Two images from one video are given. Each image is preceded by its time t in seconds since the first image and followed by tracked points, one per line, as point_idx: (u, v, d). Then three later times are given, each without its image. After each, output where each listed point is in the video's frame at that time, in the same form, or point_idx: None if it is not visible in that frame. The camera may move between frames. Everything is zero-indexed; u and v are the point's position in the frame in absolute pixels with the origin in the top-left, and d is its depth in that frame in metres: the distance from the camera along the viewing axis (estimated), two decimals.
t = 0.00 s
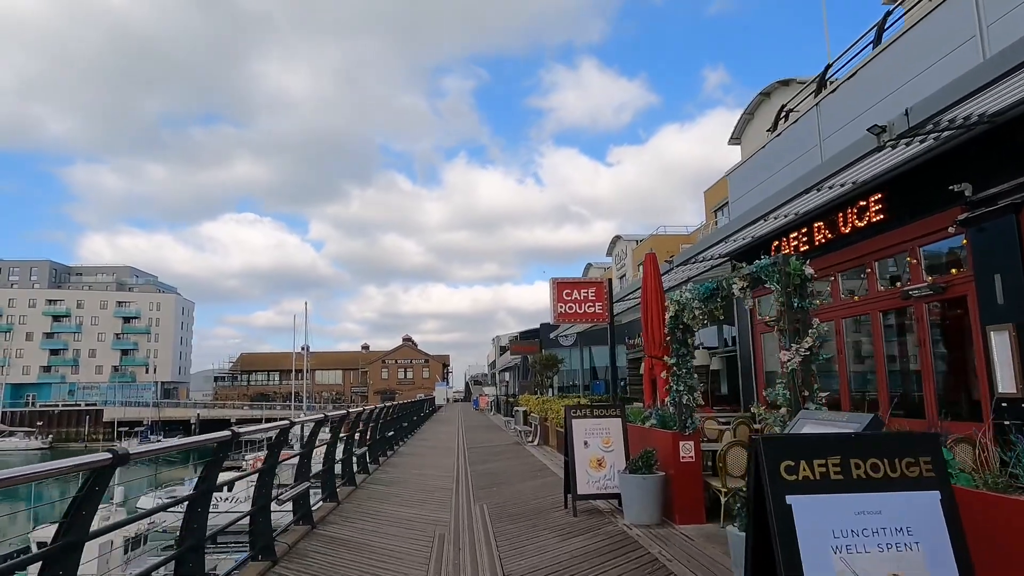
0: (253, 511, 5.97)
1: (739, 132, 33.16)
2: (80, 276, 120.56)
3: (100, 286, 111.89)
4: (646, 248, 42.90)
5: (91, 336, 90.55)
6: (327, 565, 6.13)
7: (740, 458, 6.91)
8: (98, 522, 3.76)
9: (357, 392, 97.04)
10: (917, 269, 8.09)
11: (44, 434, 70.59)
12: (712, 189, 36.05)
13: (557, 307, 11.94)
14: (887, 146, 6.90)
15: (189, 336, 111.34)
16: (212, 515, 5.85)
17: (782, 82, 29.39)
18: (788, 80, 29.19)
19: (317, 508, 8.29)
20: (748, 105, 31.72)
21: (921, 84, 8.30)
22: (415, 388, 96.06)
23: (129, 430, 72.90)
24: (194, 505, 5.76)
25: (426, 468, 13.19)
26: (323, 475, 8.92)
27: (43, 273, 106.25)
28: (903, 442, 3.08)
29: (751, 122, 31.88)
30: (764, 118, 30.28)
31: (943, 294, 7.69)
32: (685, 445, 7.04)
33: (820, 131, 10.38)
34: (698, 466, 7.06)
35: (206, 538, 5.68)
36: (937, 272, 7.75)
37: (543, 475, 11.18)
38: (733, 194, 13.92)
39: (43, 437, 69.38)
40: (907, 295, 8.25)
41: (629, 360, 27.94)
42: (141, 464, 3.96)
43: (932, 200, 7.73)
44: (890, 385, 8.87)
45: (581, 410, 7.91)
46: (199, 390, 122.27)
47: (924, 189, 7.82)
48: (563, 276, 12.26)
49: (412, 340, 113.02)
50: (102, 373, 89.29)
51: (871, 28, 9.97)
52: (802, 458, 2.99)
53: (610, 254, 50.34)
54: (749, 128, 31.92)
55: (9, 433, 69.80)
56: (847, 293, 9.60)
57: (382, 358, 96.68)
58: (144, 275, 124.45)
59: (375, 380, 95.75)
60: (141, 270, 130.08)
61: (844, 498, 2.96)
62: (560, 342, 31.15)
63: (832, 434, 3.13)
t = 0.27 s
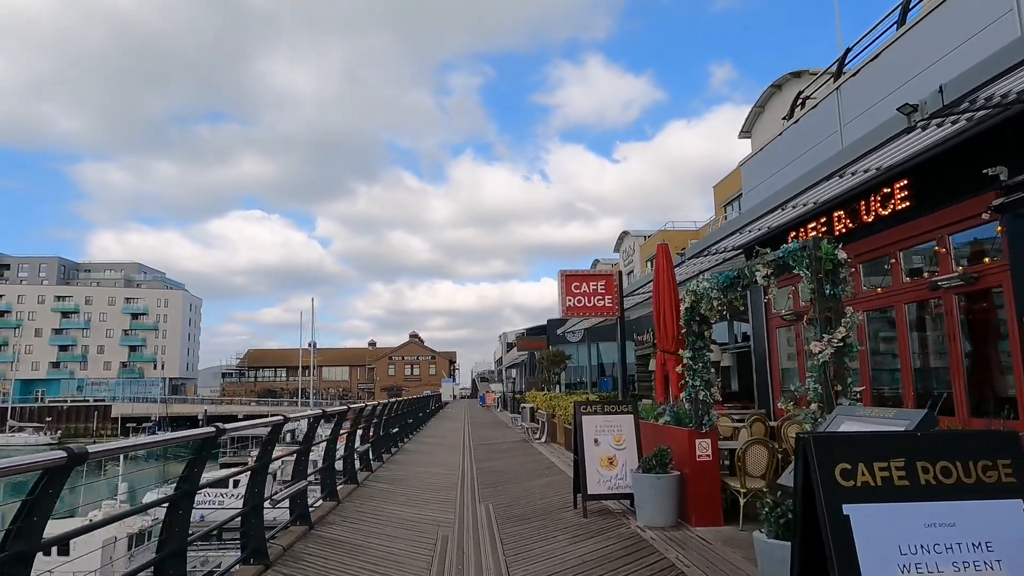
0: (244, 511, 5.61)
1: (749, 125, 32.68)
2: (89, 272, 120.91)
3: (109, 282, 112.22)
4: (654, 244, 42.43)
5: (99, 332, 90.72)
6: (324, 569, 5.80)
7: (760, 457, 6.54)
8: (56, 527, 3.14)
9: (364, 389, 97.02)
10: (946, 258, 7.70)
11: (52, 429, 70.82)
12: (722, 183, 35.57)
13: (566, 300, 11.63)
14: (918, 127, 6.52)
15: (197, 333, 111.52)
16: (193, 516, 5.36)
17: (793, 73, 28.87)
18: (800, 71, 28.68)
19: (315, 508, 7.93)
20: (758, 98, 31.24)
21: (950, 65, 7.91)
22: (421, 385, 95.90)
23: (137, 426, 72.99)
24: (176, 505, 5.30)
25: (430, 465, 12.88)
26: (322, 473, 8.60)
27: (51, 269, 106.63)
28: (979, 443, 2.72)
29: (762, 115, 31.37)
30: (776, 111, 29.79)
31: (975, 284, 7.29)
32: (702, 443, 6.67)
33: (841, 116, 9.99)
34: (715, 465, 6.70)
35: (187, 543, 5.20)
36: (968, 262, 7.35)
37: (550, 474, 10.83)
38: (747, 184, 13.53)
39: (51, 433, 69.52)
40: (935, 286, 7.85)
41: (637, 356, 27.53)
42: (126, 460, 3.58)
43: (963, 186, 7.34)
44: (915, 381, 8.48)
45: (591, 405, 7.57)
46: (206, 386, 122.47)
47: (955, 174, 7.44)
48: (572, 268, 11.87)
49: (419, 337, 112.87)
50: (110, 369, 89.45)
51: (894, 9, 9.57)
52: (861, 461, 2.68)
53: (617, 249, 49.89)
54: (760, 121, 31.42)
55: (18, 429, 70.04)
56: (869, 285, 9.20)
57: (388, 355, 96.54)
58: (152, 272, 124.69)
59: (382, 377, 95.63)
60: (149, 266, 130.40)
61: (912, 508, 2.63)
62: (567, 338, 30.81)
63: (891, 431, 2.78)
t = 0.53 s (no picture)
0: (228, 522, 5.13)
1: (756, 119, 32.23)
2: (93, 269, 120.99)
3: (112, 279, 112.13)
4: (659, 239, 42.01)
5: (103, 328, 90.69)
6: None
7: (777, 461, 6.14)
8: None
9: (367, 385, 96.86)
10: (973, 251, 7.30)
11: (57, 426, 70.76)
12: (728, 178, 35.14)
13: (570, 296, 11.24)
14: (948, 110, 6.12)
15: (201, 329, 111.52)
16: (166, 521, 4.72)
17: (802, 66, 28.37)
18: (808, 64, 28.22)
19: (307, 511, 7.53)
20: (765, 91, 30.78)
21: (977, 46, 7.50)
22: (425, 381, 95.69)
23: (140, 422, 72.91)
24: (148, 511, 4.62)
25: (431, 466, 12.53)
26: (317, 476, 8.24)
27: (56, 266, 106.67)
28: None
29: (769, 108, 30.89)
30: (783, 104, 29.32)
31: (1005, 278, 6.85)
32: (715, 446, 6.30)
33: (858, 103, 9.58)
34: (730, 470, 6.33)
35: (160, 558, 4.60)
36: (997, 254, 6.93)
37: (554, 475, 10.46)
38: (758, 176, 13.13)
39: (55, 429, 69.48)
40: (961, 280, 7.43)
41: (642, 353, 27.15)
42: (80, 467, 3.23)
43: (992, 174, 6.94)
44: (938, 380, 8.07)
45: (598, 405, 7.20)
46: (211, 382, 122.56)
47: (983, 161, 7.04)
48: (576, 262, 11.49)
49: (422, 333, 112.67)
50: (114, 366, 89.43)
51: None
52: (933, 485, 2.32)
53: (622, 245, 49.49)
54: (767, 114, 30.94)
55: (22, 426, 69.99)
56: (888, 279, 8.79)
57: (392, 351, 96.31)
58: (156, 268, 124.71)
59: (385, 373, 95.41)
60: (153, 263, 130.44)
61: (995, 541, 2.27)
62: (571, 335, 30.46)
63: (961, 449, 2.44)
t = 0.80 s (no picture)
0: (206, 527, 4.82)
1: (759, 115, 31.85)
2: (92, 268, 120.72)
3: (111, 277, 111.73)
4: (661, 237, 41.65)
5: (102, 327, 90.37)
6: None
7: (797, 461, 5.78)
8: None
9: (367, 384, 96.52)
10: (1001, 241, 6.94)
11: (55, 425, 70.43)
12: (731, 174, 34.76)
13: (574, 290, 10.79)
14: (980, 89, 5.76)
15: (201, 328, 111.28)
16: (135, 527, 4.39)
17: (806, 60, 28.00)
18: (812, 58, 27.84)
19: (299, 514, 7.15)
20: (769, 86, 30.39)
21: (1005, 25, 7.15)
22: (424, 380, 95.41)
23: (139, 421, 72.58)
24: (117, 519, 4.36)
25: (430, 466, 12.18)
26: (311, 476, 7.89)
27: (55, 264, 106.39)
28: None
29: (773, 104, 30.54)
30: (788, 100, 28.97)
31: None
32: (731, 446, 5.96)
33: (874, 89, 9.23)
34: (747, 470, 5.98)
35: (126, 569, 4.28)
36: None
37: (558, 476, 10.11)
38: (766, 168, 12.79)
39: (53, 428, 69.18)
40: (988, 271, 7.06)
41: (644, 351, 26.81)
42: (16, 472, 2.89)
43: None
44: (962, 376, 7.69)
45: (606, 401, 6.84)
46: (209, 382, 122.19)
47: (1014, 145, 6.69)
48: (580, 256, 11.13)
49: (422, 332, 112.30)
50: (113, 365, 89.11)
51: None
52: None
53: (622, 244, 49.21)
54: (771, 110, 30.60)
55: (20, 425, 69.66)
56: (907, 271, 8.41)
57: (391, 350, 95.99)
58: (155, 267, 124.35)
59: (385, 372, 95.14)
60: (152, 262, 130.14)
61: None
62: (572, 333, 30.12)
63: None
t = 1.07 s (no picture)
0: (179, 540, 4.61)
1: (762, 110, 31.45)
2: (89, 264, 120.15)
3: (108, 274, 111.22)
4: (660, 234, 41.30)
5: (98, 324, 89.88)
6: None
7: (819, 466, 5.43)
8: None
9: (365, 382, 96.16)
10: None
11: (51, 422, 70.04)
12: (733, 171, 34.37)
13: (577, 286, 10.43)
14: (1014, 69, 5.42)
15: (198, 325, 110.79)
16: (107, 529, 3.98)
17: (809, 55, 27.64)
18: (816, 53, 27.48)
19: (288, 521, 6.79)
20: (772, 81, 29.98)
21: None
22: (423, 378, 95.10)
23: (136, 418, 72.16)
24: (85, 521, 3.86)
25: (428, 466, 11.83)
26: (303, 479, 7.53)
27: (51, 261, 105.82)
28: None
29: (776, 99, 30.18)
30: (791, 95, 28.61)
31: None
32: (748, 450, 5.61)
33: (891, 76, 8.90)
34: (765, 475, 5.63)
35: None
36: None
37: (560, 478, 9.76)
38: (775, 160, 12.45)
39: (50, 425, 68.76)
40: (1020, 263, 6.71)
41: (645, 349, 26.47)
42: None
43: None
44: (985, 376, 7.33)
45: (613, 401, 6.48)
46: (207, 379, 121.72)
47: None
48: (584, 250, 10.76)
49: (421, 330, 111.89)
50: (110, 362, 88.62)
51: None
52: None
53: (622, 241, 48.84)
54: (774, 106, 30.24)
55: (16, 422, 69.23)
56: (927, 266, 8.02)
57: (390, 348, 95.62)
58: (153, 264, 123.80)
59: (383, 370, 94.80)
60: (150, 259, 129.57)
61: None
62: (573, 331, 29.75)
63: None
